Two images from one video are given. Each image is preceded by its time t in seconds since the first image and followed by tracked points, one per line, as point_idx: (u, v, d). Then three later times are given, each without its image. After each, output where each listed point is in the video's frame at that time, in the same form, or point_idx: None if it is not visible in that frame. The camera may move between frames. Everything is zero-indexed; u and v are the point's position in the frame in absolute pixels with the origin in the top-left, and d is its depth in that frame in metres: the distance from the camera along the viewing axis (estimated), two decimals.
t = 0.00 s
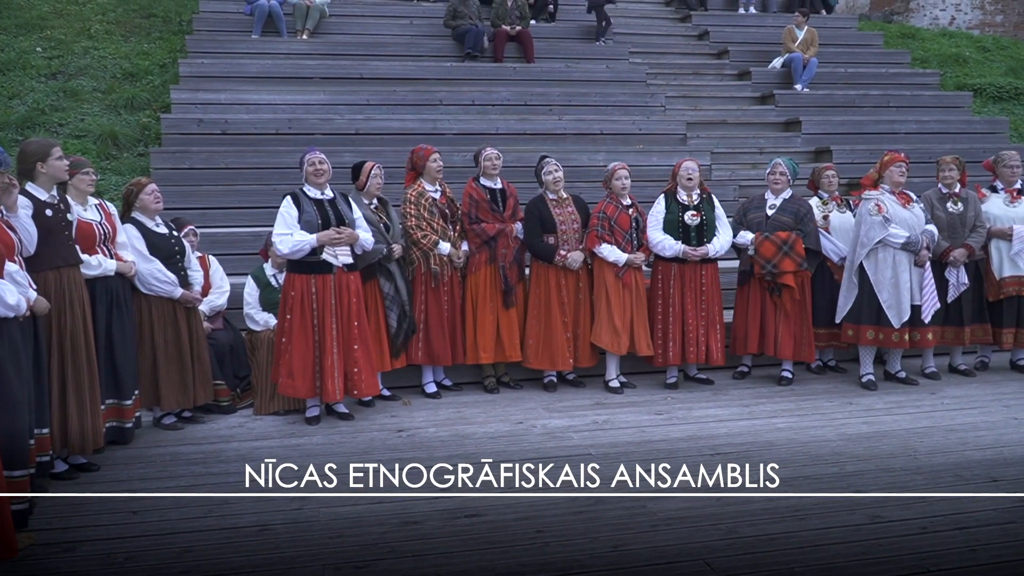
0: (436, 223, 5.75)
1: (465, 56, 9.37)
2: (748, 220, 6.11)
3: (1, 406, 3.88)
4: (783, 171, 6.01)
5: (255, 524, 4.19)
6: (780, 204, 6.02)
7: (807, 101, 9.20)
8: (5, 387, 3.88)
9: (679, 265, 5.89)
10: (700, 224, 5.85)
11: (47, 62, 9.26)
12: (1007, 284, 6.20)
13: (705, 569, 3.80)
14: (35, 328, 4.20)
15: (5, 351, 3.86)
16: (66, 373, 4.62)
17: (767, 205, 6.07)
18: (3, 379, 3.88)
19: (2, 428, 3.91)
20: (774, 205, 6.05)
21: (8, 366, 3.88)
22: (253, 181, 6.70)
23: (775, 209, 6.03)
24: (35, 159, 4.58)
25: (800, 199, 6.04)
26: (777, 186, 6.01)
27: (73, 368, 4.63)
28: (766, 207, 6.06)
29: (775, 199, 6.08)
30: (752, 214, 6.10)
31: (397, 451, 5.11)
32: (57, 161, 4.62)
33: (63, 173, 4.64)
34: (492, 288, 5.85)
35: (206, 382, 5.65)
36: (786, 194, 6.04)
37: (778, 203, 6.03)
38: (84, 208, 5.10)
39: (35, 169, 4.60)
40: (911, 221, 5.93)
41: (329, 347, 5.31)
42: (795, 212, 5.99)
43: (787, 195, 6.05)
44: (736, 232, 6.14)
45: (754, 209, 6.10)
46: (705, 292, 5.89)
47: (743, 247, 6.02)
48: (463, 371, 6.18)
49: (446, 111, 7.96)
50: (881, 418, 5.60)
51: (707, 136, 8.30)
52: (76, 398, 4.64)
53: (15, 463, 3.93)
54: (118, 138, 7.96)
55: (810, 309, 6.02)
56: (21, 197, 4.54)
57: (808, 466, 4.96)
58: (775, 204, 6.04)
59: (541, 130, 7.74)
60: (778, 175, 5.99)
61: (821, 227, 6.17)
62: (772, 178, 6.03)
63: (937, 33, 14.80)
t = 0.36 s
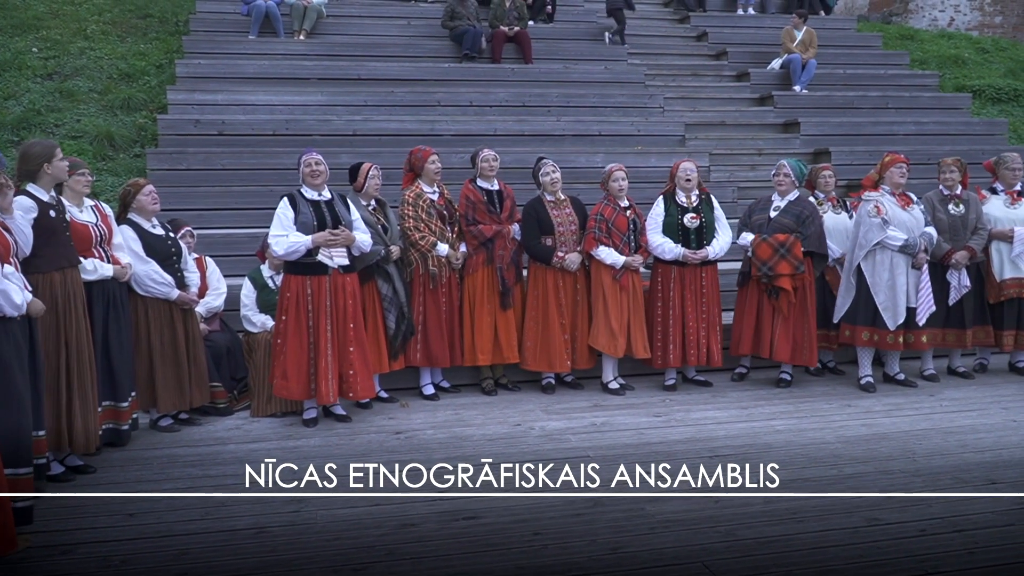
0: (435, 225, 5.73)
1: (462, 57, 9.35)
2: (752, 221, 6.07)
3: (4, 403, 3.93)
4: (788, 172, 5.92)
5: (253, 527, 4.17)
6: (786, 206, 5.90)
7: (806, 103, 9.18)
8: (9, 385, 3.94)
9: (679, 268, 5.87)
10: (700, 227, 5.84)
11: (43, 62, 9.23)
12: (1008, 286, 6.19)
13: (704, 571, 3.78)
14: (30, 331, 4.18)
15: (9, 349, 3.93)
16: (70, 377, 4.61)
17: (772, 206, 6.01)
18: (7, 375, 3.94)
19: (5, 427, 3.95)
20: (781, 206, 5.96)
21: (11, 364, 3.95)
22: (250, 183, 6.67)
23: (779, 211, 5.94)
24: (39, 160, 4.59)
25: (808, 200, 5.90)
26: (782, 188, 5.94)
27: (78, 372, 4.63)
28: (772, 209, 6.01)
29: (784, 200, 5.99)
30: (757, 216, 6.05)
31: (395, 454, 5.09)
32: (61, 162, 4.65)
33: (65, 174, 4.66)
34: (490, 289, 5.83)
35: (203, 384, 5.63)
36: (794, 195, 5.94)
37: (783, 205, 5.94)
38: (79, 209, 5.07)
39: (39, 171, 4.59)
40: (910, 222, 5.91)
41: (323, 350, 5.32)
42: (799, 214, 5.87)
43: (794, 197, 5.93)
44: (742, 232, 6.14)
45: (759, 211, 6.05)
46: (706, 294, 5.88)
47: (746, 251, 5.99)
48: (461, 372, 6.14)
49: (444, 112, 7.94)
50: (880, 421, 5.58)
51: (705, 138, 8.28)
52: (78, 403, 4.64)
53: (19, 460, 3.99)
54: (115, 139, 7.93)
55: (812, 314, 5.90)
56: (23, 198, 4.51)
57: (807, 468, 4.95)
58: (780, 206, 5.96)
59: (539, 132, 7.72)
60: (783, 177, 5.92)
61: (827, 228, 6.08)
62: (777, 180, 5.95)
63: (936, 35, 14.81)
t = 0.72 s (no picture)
0: (431, 224, 5.58)
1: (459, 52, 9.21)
2: (760, 220, 5.95)
3: None
4: (796, 170, 5.79)
5: (245, 534, 4.04)
6: (792, 205, 5.80)
7: (811, 99, 9.04)
8: (2, 385, 3.85)
9: (681, 269, 5.74)
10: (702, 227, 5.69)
11: (29, 57, 9.08)
12: (1015, 287, 6.05)
13: None
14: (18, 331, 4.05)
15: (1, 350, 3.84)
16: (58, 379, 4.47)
17: (780, 206, 5.89)
18: None
19: None
20: (790, 205, 5.84)
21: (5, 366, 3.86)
22: (241, 181, 6.53)
23: (787, 210, 5.81)
24: (29, 158, 4.43)
25: (817, 200, 5.79)
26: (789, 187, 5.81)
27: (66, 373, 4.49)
28: (779, 208, 5.88)
29: (793, 199, 5.86)
30: (765, 214, 5.94)
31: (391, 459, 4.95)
32: (51, 160, 4.51)
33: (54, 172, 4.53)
34: (487, 290, 5.69)
35: (192, 387, 5.49)
36: (803, 194, 5.82)
37: (791, 204, 5.81)
38: (65, 208, 4.94)
39: (29, 168, 4.44)
40: (917, 222, 5.77)
41: (314, 352, 5.19)
42: (806, 214, 5.75)
43: (803, 196, 5.81)
44: (750, 232, 6.02)
45: (767, 210, 5.94)
46: (708, 296, 5.75)
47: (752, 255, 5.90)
48: (458, 376, 5.97)
49: (441, 109, 7.80)
50: (886, 425, 5.45)
51: (707, 135, 8.15)
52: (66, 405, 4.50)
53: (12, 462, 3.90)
54: (102, 137, 7.79)
55: (819, 316, 5.80)
56: (12, 196, 4.35)
57: (813, 473, 4.81)
58: (788, 205, 5.83)
59: (538, 129, 7.58)
60: (790, 175, 5.80)
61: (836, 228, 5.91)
62: (785, 178, 5.83)
63: (945, 29, 14.66)
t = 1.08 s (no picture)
0: (424, 221, 5.20)
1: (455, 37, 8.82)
2: (777, 216, 5.55)
3: None
4: (815, 161, 5.41)
5: (223, 553, 3.68)
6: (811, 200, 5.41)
7: (829, 87, 8.63)
8: None
9: (691, 268, 5.35)
10: (714, 224, 5.31)
11: None
12: None
13: None
14: None
15: None
16: (18, 380, 4.12)
17: (800, 200, 5.50)
18: None
19: None
20: (808, 199, 5.46)
21: None
22: (220, 174, 6.15)
23: (804, 206, 5.43)
24: None
25: (837, 195, 5.39)
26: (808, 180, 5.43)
27: (25, 376, 4.15)
28: (797, 203, 5.51)
29: (812, 193, 5.49)
30: (782, 208, 5.54)
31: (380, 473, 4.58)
32: (15, 149, 4.11)
33: (20, 164, 4.13)
34: (484, 291, 5.29)
35: (167, 395, 5.10)
36: (822, 187, 5.43)
37: (810, 199, 5.43)
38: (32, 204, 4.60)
39: None
40: (942, 217, 5.40)
41: (296, 357, 4.81)
42: (825, 210, 5.35)
43: (823, 189, 5.42)
44: (765, 228, 5.62)
45: (785, 203, 5.55)
46: (719, 295, 5.35)
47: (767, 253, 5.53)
48: (452, 383, 5.55)
49: (435, 97, 7.45)
50: (911, 436, 5.08)
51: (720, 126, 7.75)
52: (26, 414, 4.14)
53: None
54: (71, 126, 7.42)
55: (833, 320, 5.39)
56: None
57: (834, 486, 4.45)
58: (807, 200, 5.45)
59: (540, 119, 7.20)
60: (809, 167, 5.42)
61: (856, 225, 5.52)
62: (804, 171, 5.46)
63: (977, 11, 14.20)
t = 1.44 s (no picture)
0: (416, 216, 4.76)
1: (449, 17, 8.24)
2: (798, 211, 5.13)
3: None
4: (837, 151, 4.98)
5: None
6: (833, 193, 4.97)
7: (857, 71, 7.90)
8: None
9: (704, 265, 4.89)
10: (729, 218, 4.88)
11: None
12: None
13: None
14: None
15: None
16: None
17: (822, 194, 5.07)
18: None
19: None
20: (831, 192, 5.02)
21: None
22: (194, 165, 5.71)
23: (826, 199, 5.00)
24: None
25: (862, 187, 4.95)
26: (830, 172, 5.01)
27: None
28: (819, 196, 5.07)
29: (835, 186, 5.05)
30: (803, 203, 5.13)
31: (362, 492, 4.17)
32: None
33: None
34: (482, 290, 4.85)
35: (136, 406, 4.67)
36: (845, 179, 4.99)
37: (832, 192, 5.00)
38: None
39: None
40: (975, 212, 4.99)
41: (274, 364, 4.39)
42: (848, 204, 4.92)
43: (846, 181, 4.99)
44: (784, 224, 5.23)
45: (806, 198, 5.14)
46: (734, 298, 4.89)
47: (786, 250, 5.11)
48: (447, 392, 5.07)
49: (426, 82, 6.89)
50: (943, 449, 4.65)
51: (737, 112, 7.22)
52: None
53: None
54: (31, 113, 7.06)
55: (859, 324, 4.96)
56: None
57: (859, 506, 4.04)
58: (829, 193, 5.01)
59: (541, 105, 6.71)
60: (831, 157, 4.99)
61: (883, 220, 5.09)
62: (825, 161, 5.03)
63: None
